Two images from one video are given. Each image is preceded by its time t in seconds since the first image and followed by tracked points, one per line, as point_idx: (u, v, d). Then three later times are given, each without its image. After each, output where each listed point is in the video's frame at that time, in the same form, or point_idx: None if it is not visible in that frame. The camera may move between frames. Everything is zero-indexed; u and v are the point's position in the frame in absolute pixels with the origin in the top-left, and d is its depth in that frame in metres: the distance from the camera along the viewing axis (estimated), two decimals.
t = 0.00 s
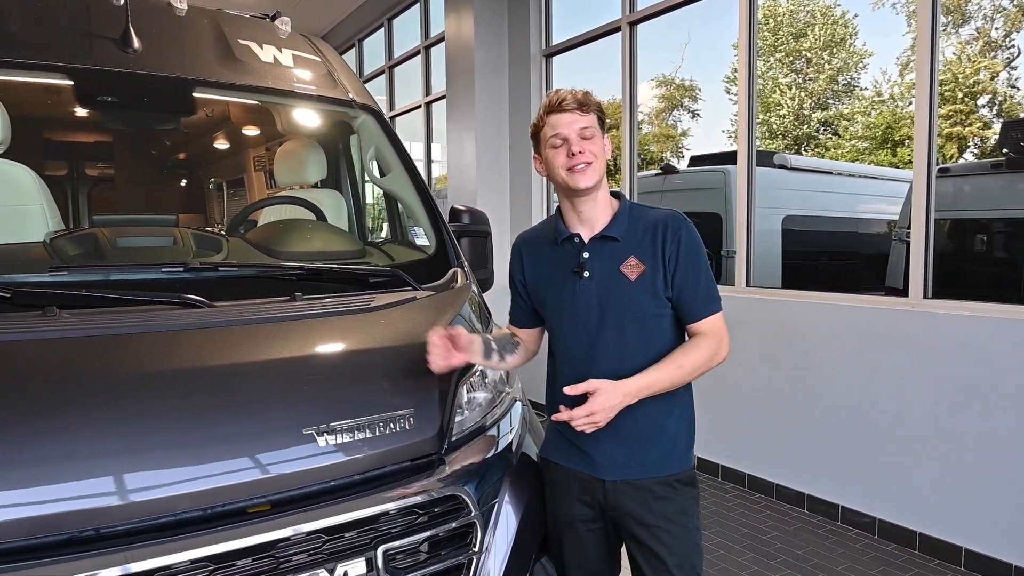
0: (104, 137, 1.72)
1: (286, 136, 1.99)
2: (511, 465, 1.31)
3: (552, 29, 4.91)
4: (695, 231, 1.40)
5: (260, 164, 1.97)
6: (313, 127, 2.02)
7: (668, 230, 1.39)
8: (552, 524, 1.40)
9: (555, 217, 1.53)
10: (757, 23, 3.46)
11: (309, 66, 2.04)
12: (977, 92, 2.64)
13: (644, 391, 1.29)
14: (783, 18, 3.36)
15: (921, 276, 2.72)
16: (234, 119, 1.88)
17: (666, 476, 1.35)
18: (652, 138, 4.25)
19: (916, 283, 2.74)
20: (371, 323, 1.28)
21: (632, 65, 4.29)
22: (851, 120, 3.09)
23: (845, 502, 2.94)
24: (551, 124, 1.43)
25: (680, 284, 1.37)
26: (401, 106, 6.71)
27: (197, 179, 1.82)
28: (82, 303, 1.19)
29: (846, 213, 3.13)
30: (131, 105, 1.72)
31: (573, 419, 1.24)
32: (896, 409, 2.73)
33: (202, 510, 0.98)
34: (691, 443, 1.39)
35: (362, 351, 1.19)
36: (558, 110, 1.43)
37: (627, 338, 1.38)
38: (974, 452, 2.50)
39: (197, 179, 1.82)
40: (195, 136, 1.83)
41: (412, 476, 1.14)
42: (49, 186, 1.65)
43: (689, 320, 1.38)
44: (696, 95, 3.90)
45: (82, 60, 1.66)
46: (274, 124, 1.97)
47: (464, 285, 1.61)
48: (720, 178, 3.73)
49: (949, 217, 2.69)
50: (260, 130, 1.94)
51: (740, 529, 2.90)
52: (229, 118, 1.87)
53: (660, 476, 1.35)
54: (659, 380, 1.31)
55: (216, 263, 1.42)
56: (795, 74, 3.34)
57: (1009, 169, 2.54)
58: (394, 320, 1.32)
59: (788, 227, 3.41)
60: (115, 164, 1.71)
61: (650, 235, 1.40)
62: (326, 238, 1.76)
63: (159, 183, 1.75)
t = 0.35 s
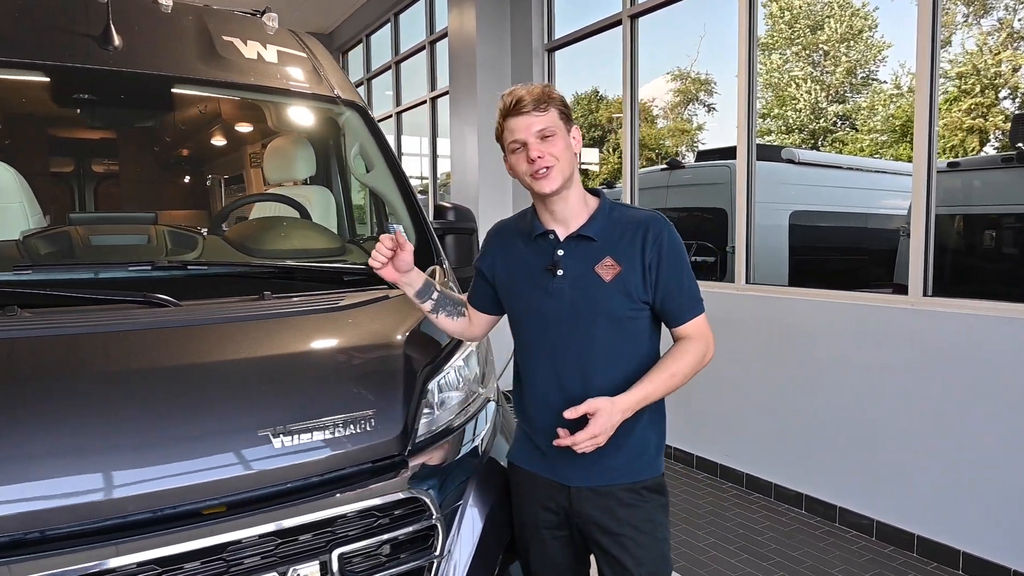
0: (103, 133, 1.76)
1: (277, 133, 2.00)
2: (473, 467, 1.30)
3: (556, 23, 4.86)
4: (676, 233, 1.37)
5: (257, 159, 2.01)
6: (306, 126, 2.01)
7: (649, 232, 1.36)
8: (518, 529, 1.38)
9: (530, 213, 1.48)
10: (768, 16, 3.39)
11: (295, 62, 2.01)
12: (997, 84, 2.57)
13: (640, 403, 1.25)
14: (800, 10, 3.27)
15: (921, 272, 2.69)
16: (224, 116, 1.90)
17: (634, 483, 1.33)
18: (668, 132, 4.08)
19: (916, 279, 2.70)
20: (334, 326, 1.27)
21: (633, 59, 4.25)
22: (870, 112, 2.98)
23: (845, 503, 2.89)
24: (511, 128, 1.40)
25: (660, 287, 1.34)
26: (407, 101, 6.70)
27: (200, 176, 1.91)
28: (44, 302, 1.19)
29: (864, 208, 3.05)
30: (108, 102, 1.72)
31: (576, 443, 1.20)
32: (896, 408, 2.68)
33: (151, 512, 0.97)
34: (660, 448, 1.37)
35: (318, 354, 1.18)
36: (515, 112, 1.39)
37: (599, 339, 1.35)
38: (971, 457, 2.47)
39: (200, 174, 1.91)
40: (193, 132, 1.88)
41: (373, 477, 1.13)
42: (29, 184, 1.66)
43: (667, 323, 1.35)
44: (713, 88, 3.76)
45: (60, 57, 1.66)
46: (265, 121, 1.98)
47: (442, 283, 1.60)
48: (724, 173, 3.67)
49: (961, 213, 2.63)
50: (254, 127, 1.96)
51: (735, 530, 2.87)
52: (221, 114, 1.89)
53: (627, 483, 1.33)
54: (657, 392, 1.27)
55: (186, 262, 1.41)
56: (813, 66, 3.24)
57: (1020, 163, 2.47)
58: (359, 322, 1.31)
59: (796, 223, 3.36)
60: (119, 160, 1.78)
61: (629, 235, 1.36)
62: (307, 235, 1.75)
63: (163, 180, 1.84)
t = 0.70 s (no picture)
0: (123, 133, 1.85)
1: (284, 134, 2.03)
2: (454, 471, 1.30)
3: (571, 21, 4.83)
4: (662, 240, 1.35)
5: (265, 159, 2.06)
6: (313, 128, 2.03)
7: (635, 237, 1.34)
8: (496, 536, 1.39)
9: (517, 211, 1.47)
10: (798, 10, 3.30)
11: (296, 63, 2.02)
12: None
13: (610, 408, 1.24)
14: (830, 4, 3.18)
15: (937, 274, 2.63)
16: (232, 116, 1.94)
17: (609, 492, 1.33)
18: (695, 129, 3.95)
19: (932, 280, 2.65)
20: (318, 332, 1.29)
21: (648, 56, 4.21)
22: (904, 107, 2.85)
23: (856, 509, 2.83)
24: (502, 125, 1.39)
25: (642, 294, 1.33)
26: (426, 100, 6.71)
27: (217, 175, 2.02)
28: (31, 304, 1.21)
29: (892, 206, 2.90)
30: (105, 105, 1.75)
31: (540, 440, 1.19)
32: (908, 412, 2.61)
33: (124, 513, 0.99)
34: (639, 455, 1.37)
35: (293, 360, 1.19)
36: (507, 109, 1.38)
37: (578, 343, 1.34)
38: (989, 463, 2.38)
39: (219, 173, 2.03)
40: (206, 132, 1.95)
41: (349, 481, 1.13)
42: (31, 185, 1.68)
43: (650, 330, 1.34)
44: (741, 83, 3.62)
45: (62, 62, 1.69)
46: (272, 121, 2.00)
47: (435, 284, 1.60)
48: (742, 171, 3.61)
49: (989, 212, 2.55)
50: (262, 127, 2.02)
51: (743, 535, 2.83)
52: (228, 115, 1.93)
53: (601, 490, 1.33)
54: (628, 399, 1.26)
55: (174, 263, 1.42)
56: (844, 61, 3.12)
57: None
58: (342, 327, 1.32)
59: (817, 221, 3.29)
60: (140, 160, 1.87)
61: (615, 240, 1.35)
62: (303, 236, 1.76)
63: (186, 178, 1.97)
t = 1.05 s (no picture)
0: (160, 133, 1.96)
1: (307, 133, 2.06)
2: (458, 470, 1.29)
3: (600, 17, 4.80)
4: (672, 241, 1.38)
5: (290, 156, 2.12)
6: (336, 128, 2.05)
7: (645, 238, 1.37)
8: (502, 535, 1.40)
9: (526, 205, 1.50)
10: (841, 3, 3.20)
11: (318, 62, 2.03)
12: None
13: (622, 409, 1.26)
14: None
15: (972, 274, 2.56)
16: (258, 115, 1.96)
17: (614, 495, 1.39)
18: (733, 125, 3.84)
19: (966, 280, 2.57)
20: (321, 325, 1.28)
21: (676, 51, 4.18)
22: (951, 101, 2.73)
23: (885, 515, 2.76)
24: (518, 117, 1.40)
25: (650, 293, 1.36)
26: (457, 97, 6.74)
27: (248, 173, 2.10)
28: (46, 298, 1.24)
29: (937, 204, 2.78)
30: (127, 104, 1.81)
31: (553, 442, 1.20)
32: (940, 417, 2.54)
33: (125, 506, 1.01)
34: (646, 454, 1.43)
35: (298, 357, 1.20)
36: (525, 100, 1.40)
37: (586, 339, 1.38)
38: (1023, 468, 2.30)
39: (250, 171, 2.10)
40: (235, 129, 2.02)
41: (350, 478, 1.13)
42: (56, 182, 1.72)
43: (657, 330, 1.37)
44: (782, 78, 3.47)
45: (88, 61, 1.73)
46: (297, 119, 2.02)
47: (447, 282, 1.60)
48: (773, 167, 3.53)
49: None
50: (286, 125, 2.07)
51: (767, 539, 2.78)
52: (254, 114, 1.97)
53: (608, 490, 1.39)
54: (639, 400, 1.28)
55: (188, 260, 1.45)
56: (889, 53, 3.01)
57: None
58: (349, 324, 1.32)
59: (851, 220, 3.21)
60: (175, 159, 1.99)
61: (625, 240, 1.38)
62: (319, 233, 1.77)
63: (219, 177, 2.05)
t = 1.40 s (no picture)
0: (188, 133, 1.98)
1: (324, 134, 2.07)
2: (466, 473, 1.28)
3: (622, 14, 4.76)
4: (683, 238, 1.41)
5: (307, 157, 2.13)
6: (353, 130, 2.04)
7: (656, 234, 1.40)
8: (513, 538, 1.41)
9: (535, 207, 1.53)
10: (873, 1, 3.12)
11: (333, 64, 2.03)
12: None
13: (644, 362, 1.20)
14: None
15: (1001, 275, 2.49)
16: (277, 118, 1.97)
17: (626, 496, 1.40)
18: (760, 124, 3.76)
19: (995, 282, 2.51)
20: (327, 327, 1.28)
21: (697, 50, 4.16)
22: (986, 97, 2.66)
23: (909, 522, 2.70)
24: (532, 115, 1.46)
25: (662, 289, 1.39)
26: (479, 97, 6.75)
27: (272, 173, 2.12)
28: (59, 299, 1.26)
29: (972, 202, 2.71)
30: (143, 106, 1.81)
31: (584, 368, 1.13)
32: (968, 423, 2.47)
33: (130, 506, 1.02)
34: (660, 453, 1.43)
35: (304, 359, 1.20)
36: (539, 100, 1.46)
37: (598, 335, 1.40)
38: None
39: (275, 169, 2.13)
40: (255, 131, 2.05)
41: (355, 480, 1.14)
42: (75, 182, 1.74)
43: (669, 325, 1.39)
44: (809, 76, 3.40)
45: (107, 64, 1.75)
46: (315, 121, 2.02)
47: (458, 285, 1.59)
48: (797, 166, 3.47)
49: None
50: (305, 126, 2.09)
51: (788, 545, 2.74)
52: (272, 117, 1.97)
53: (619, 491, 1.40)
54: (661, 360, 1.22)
55: (200, 261, 1.46)
56: (923, 49, 2.93)
57: None
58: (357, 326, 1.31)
59: (880, 219, 3.14)
60: (201, 159, 2.03)
61: (636, 237, 1.41)
62: (332, 234, 1.77)
63: (242, 177, 2.06)
